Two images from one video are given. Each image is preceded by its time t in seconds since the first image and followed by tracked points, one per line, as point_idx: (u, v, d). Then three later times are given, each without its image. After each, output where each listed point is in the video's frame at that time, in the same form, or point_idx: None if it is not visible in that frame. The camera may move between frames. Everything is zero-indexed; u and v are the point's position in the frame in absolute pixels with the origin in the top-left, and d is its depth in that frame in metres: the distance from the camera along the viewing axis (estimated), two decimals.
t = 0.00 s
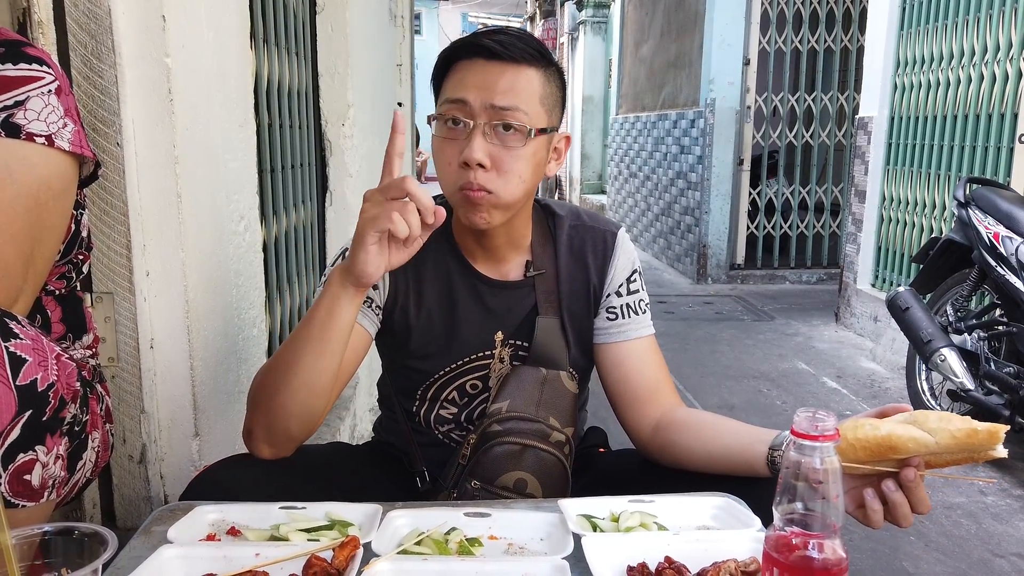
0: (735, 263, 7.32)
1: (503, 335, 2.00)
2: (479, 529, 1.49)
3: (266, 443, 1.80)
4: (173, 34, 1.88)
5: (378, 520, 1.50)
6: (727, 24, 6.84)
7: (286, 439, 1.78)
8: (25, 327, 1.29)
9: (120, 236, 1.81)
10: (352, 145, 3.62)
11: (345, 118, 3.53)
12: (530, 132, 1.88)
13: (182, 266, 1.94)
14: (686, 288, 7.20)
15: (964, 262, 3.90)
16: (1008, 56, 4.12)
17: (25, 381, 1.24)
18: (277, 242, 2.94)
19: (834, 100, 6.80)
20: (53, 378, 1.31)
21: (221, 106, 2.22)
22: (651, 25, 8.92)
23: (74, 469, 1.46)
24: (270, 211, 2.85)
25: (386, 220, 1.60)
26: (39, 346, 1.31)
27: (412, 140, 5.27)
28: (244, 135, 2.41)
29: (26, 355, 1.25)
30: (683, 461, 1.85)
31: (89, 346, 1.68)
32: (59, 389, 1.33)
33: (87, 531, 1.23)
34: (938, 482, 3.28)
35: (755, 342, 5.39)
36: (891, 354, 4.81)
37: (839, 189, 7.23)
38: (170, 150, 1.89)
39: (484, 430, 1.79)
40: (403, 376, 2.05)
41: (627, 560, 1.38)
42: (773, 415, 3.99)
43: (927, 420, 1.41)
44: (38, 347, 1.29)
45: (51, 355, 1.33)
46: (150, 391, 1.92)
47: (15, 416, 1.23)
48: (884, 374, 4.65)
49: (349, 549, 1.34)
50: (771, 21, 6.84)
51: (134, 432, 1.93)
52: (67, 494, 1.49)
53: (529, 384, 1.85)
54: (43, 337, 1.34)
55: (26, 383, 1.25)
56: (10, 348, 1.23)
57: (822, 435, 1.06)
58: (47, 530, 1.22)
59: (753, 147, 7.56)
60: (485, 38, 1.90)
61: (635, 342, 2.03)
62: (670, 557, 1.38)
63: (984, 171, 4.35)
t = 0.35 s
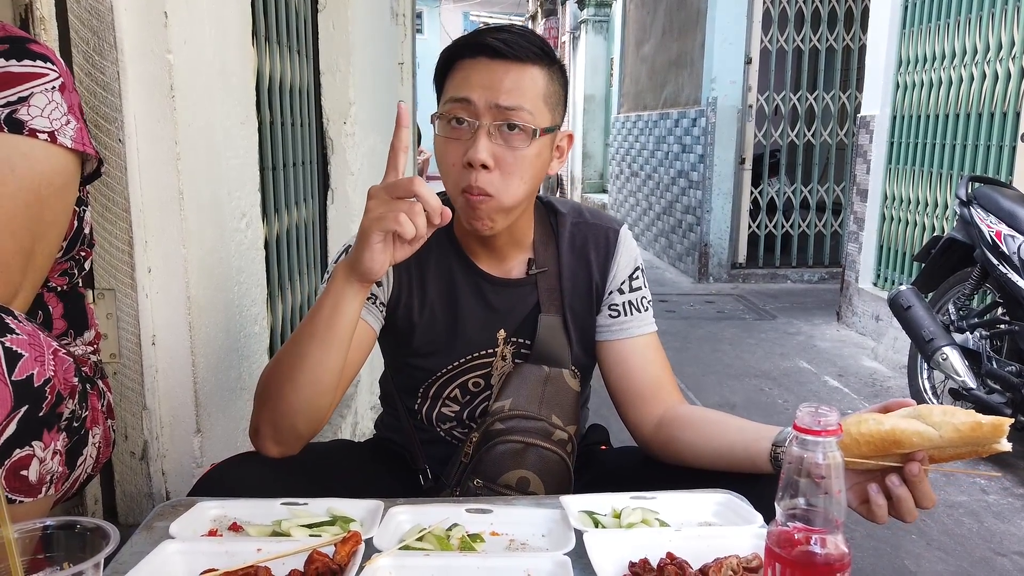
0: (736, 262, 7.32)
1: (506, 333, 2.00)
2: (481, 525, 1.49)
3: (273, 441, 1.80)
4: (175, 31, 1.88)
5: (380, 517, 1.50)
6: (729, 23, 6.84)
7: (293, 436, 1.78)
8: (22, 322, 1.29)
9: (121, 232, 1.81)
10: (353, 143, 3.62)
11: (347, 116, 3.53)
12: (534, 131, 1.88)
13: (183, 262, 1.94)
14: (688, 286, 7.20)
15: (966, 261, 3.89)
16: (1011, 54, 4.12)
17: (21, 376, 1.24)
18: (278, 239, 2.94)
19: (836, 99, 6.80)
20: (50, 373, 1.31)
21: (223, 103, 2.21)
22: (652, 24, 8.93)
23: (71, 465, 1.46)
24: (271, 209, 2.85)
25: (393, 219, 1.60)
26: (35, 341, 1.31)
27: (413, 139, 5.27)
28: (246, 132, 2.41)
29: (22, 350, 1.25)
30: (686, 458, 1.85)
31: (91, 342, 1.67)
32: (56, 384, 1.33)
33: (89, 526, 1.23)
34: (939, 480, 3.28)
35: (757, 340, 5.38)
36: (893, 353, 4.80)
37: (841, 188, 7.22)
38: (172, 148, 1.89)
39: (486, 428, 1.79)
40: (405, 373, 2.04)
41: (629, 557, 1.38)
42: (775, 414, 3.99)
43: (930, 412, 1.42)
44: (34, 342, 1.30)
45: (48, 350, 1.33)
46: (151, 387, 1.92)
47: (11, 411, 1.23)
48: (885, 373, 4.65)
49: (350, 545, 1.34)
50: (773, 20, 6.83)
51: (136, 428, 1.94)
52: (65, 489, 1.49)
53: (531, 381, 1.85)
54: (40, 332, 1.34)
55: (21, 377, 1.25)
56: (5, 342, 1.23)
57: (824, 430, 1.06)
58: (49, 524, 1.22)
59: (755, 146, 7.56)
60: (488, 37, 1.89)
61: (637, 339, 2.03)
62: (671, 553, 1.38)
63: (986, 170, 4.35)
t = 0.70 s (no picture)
0: (738, 261, 7.31)
1: (507, 332, 1.99)
2: (481, 524, 1.49)
3: (276, 441, 1.80)
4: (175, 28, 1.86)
5: (380, 515, 1.50)
6: (730, 21, 6.83)
7: (297, 435, 1.78)
8: (16, 319, 1.29)
9: (121, 230, 1.81)
10: (354, 141, 3.61)
11: (347, 114, 3.53)
12: (531, 132, 1.88)
13: (183, 259, 1.93)
14: (689, 285, 7.19)
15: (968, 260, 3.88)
16: (1013, 52, 4.11)
17: (15, 374, 1.24)
18: (279, 237, 2.94)
19: (837, 97, 6.79)
20: (45, 371, 1.30)
21: (222, 100, 2.21)
22: (654, 23, 8.92)
23: (69, 463, 1.46)
24: (272, 207, 2.85)
25: (401, 216, 1.60)
26: (30, 339, 1.30)
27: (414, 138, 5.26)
28: (245, 130, 2.40)
29: (16, 348, 1.25)
30: (686, 457, 1.85)
31: (91, 340, 1.66)
32: (52, 381, 1.33)
33: (88, 524, 1.22)
34: (941, 479, 3.27)
35: (758, 339, 5.38)
36: (895, 352, 4.79)
37: (843, 186, 7.21)
38: (172, 145, 1.87)
39: (487, 427, 1.79)
40: (406, 372, 2.04)
41: (630, 556, 1.37)
42: (776, 412, 3.98)
43: (931, 411, 1.41)
44: (29, 340, 1.29)
45: (44, 348, 1.32)
46: (151, 385, 1.91)
47: (5, 409, 1.23)
48: (887, 371, 4.64)
49: (350, 544, 1.34)
50: (775, 18, 6.82)
51: (135, 427, 1.93)
52: (64, 487, 1.49)
53: (532, 380, 1.84)
54: (36, 330, 1.34)
55: (16, 375, 1.24)
56: None
57: (826, 428, 1.05)
58: (47, 523, 1.22)
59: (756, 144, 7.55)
60: (483, 38, 1.88)
61: (638, 338, 2.03)
62: (672, 552, 1.37)
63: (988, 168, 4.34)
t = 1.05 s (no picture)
0: (738, 260, 7.31)
1: (507, 332, 1.99)
2: (482, 525, 1.50)
3: (278, 441, 1.80)
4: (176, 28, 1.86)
5: (381, 516, 1.50)
6: (731, 21, 6.82)
7: (299, 434, 1.78)
8: (14, 321, 1.29)
9: (123, 230, 1.81)
10: (355, 141, 3.61)
11: (348, 114, 3.52)
12: (533, 134, 1.88)
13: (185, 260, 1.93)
14: (689, 284, 7.19)
15: (969, 259, 3.88)
16: (1013, 52, 4.11)
17: (13, 375, 1.24)
18: (280, 237, 2.94)
19: (838, 96, 6.79)
20: (43, 372, 1.30)
21: (223, 99, 2.20)
22: (654, 22, 8.91)
23: (69, 463, 1.46)
24: (273, 207, 2.85)
25: (401, 216, 1.61)
26: (29, 339, 1.30)
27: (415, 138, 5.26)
28: (247, 130, 2.40)
29: (15, 349, 1.25)
30: (686, 457, 1.85)
31: (92, 340, 1.67)
32: (50, 382, 1.33)
33: (89, 525, 1.23)
34: (940, 479, 3.28)
35: (758, 338, 5.38)
36: (895, 352, 4.80)
37: (843, 186, 7.21)
38: (173, 145, 1.87)
39: (488, 427, 1.79)
40: (407, 372, 2.04)
41: (631, 557, 1.37)
42: (776, 412, 3.99)
43: (932, 413, 1.41)
44: (27, 340, 1.29)
45: (42, 349, 1.32)
46: (154, 385, 1.92)
47: (4, 409, 1.23)
48: (887, 371, 4.65)
49: (351, 544, 1.34)
50: (775, 17, 6.82)
51: (138, 426, 1.94)
52: (64, 486, 1.49)
53: (533, 381, 1.85)
54: (34, 330, 1.34)
55: (14, 376, 1.24)
56: None
57: (827, 431, 1.06)
58: (49, 524, 1.22)
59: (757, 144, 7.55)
60: (484, 40, 1.88)
61: (638, 338, 2.03)
62: (673, 553, 1.38)
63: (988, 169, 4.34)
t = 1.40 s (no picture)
0: (738, 259, 7.32)
1: (507, 331, 2.00)
2: (482, 522, 1.50)
3: (277, 438, 1.80)
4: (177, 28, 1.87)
5: (381, 514, 1.51)
6: (731, 21, 6.83)
7: (298, 431, 1.78)
8: (11, 318, 1.30)
9: (123, 229, 1.81)
10: (355, 140, 3.61)
11: (348, 113, 3.52)
12: (533, 130, 1.88)
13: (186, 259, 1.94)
14: (689, 284, 7.20)
15: (968, 258, 3.88)
16: (1013, 52, 4.12)
17: (9, 372, 1.25)
18: (280, 236, 2.95)
19: (838, 96, 6.80)
20: (39, 369, 1.31)
21: (224, 98, 2.21)
22: (654, 21, 8.91)
23: (68, 460, 1.47)
24: (273, 206, 2.85)
25: (399, 209, 1.61)
26: (25, 336, 1.31)
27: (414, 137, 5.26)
28: (247, 128, 2.40)
29: (10, 346, 1.26)
30: (685, 456, 1.86)
31: (92, 338, 1.67)
32: (46, 379, 1.33)
33: (90, 522, 1.22)
34: (939, 478, 3.28)
35: (758, 338, 5.39)
36: (894, 351, 4.80)
37: (843, 185, 7.21)
38: (173, 144, 1.88)
39: (488, 425, 1.80)
40: (407, 371, 2.05)
41: (630, 554, 1.38)
42: (775, 411, 3.99)
43: (932, 411, 1.42)
44: (23, 337, 1.29)
45: (38, 345, 1.32)
46: (154, 384, 1.92)
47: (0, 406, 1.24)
48: (886, 370, 4.65)
49: (352, 541, 1.34)
50: (775, 17, 6.82)
51: (138, 424, 1.94)
52: (63, 483, 1.50)
53: (533, 379, 1.85)
54: (30, 327, 1.34)
55: (10, 374, 1.25)
56: None
57: (826, 428, 1.06)
58: (50, 521, 1.22)
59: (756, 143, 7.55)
60: (484, 36, 1.88)
61: (637, 336, 2.03)
62: (672, 551, 1.38)
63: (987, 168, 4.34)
